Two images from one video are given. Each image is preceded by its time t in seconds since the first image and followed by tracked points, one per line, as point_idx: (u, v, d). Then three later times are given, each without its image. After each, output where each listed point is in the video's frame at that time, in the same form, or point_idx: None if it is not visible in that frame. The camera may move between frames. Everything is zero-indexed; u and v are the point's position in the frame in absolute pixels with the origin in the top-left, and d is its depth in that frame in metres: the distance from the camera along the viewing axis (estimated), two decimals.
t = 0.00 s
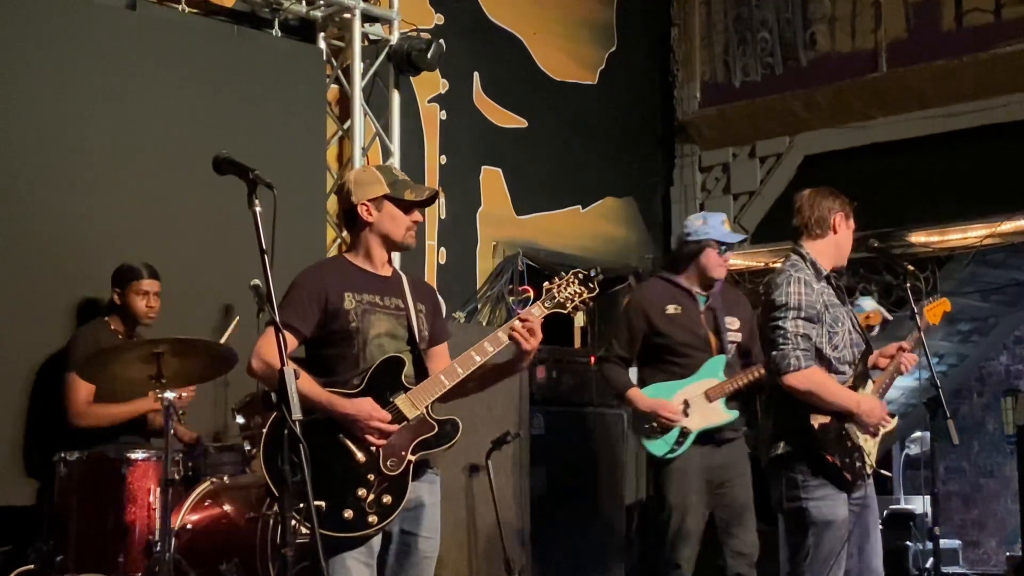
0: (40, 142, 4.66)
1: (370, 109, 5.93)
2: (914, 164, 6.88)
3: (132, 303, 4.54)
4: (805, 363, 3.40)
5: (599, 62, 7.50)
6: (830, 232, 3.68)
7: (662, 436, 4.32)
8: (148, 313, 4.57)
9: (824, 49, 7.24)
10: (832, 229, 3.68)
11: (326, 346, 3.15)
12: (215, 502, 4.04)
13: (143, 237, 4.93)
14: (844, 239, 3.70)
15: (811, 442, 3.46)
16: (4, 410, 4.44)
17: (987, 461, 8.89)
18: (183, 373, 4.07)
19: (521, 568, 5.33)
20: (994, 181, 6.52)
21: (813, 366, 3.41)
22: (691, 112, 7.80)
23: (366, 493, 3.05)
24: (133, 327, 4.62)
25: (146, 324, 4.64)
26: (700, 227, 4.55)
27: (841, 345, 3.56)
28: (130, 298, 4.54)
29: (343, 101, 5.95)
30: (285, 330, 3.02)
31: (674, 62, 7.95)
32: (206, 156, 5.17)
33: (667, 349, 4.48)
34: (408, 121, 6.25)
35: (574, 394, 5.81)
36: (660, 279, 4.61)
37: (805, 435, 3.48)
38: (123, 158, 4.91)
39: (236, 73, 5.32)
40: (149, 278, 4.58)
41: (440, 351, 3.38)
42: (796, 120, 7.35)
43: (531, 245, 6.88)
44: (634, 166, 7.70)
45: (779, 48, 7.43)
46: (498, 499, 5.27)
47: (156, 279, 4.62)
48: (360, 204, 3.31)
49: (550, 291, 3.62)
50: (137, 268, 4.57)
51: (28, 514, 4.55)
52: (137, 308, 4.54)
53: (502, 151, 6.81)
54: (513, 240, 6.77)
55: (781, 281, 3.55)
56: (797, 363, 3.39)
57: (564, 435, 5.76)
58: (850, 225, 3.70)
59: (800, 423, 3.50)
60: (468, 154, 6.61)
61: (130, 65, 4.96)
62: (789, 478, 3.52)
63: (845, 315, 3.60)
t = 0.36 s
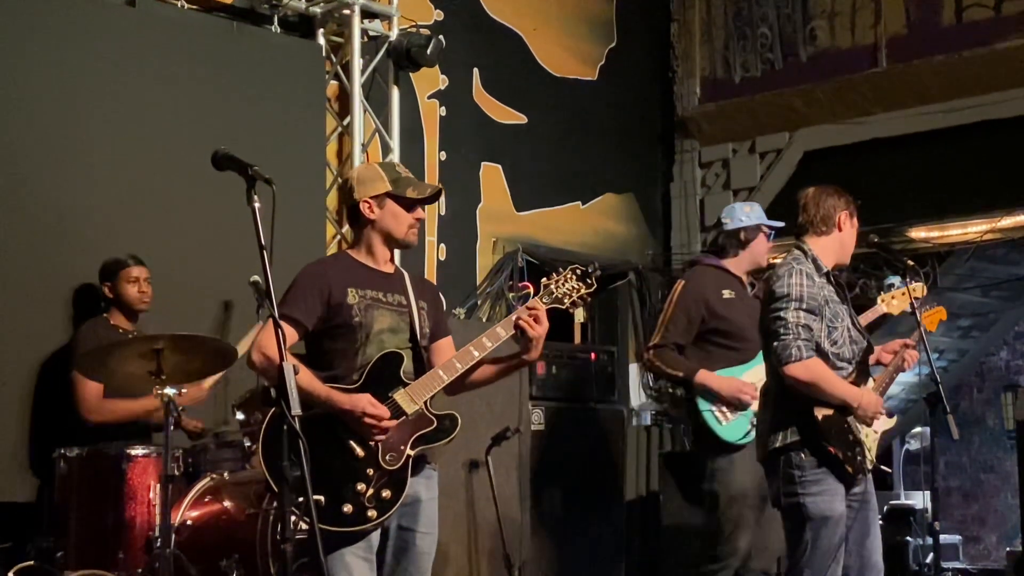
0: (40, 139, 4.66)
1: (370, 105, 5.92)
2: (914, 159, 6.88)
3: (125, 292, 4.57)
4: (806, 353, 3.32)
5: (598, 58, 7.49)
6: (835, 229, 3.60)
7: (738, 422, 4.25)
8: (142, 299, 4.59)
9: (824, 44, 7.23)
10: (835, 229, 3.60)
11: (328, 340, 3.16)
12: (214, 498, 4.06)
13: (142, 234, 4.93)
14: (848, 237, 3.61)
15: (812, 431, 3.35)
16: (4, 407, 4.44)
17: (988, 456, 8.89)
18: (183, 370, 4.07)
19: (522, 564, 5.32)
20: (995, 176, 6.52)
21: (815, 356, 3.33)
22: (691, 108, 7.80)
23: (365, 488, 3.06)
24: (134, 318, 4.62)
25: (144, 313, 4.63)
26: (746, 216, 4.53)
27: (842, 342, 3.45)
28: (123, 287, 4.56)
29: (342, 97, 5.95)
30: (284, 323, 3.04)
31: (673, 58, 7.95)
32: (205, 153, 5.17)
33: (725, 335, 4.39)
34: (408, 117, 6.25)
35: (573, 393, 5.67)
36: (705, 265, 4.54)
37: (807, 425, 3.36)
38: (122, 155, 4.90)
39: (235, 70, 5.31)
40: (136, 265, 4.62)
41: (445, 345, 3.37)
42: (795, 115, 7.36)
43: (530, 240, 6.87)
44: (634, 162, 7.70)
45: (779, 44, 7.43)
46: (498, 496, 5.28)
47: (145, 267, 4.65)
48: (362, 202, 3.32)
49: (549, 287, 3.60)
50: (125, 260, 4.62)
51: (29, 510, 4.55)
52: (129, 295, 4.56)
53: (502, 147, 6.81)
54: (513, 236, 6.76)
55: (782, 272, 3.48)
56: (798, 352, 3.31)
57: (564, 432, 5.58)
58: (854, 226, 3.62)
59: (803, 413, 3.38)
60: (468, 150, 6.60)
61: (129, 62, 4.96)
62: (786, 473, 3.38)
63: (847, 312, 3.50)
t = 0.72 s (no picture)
0: (39, 132, 4.66)
1: (370, 99, 5.92)
2: (913, 153, 6.88)
3: (125, 292, 4.52)
4: (834, 351, 3.21)
5: (597, 51, 7.49)
6: (830, 217, 3.54)
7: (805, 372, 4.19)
8: (140, 302, 4.56)
9: (824, 37, 7.23)
10: (830, 216, 3.54)
11: (327, 339, 3.12)
12: (215, 492, 4.06)
13: (142, 227, 4.93)
14: (855, 216, 3.51)
15: (811, 422, 3.30)
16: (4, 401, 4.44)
17: (987, 450, 8.90)
18: (184, 364, 4.07)
19: (523, 558, 5.27)
20: (994, 170, 6.53)
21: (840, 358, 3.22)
22: (691, 102, 7.80)
23: (365, 486, 3.02)
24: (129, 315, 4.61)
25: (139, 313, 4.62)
26: (766, 205, 4.56)
27: (853, 337, 3.38)
28: (124, 287, 4.51)
29: (341, 91, 5.94)
30: (286, 321, 3.00)
31: (673, 52, 7.95)
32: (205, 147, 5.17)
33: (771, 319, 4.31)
34: (407, 110, 6.25)
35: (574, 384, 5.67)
36: (730, 253, 4.38)
37: (807, 417, 3.31)
38: (122, 148, 4.90)
39: (234, 63, 5.31)
40: (143, 267, 4.57)
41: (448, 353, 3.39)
42: (793, 109, 7.36)
43: (530, 234, 6.86)
44: (634, 155, 7.70)
45: (778, 37, 7.42)
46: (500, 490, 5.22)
47: (149, 269, 4.61)
48: (361, 207, 3.23)
49: (563, 302, 3.61)
50: (133, 257, 4.55)
51: (29, 504, 4.56)
52: (129, 296, 4.52)
53: (501, 141, 6.81)
54: (512, 230, 6.76)
55: (796, 265, 3.38)
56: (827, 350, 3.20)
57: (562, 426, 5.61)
58: (860, 200, 3.53)
59: (802, 404, 3.34)
60: (467, 143, 6.60)
61: (130, 55, 4.96)
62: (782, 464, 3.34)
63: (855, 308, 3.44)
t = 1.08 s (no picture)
0: (39, 125, 4.65)
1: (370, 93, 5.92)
2: (914, 147, 6.88)
3: (133, 288, 4.53)
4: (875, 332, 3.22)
5: (597, 45, 7.49)
6: (813, 213, 3.49)
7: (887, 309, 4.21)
8: (148, 300, 4.55)
9: (824, 31, 7.22)
10: (812, 212, 3.49)
11: (324, 329, 2.88)
12: (216, 486, 4.07)
13: (142, 221, 4.93)
14: (837, 210, 3.45)
15: (833, 417, 3.25)
16: (5, 395, 4.43)
17: (987, 444, 8.91)
18: (184, 358, 4.07)
19: (524, 550, 5.29)
20: (997, 163, 6.53)
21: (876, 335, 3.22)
22: (691, 96, 7.79)
23: (370, 486, 2.83)
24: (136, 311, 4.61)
25: (147, 310, 4.61)
26: (766, 208, 4.62)
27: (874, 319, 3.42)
28: (132, 283, 4.52)
29: (342, 86, 5.94)
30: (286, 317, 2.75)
31: (673, 46, 7.94)
32: (205, 141, 5.16)
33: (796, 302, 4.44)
34: (409, 104, 6.25)
35: (575, 378, 5.66)
36: (739, 252, 4.41)
37: (826, 409, 3.27)
38: (122, 142, 4.90)
39: (235, 57, 5.30)
40: (151, 263, 4.55)
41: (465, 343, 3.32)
42: (793, 103, 7.36)
43: (530, 228, 6.86)
44: (633, 150, 7.70)
45: (779, 31, 7.42)
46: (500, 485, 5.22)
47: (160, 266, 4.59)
48: (358, 202, 2.95)
49: (565, 296, 3.60)
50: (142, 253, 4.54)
51: (30, 498, 4.55)
52: (138, 294, 4.53)
53: (502, 135, 6.81)
54: (512, 223, 6.76)
55: (809, 257, 3.36)
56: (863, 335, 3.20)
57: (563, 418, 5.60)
58: (845, 193, 3.45)
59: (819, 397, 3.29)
60: (468, 137, 6.60)
61: (130, 48, 4.95)
62: (792, 456, 3.29)
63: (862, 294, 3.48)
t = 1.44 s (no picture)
0: (38, 120, 4.65)
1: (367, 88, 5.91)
2: (912, 141, 6.89)
3: (127, 275, 4.54)
4: (750, 316, 3.25)
5: (596, 39, 7.49)
6: (823, 205, 3.48)
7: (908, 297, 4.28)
8: (144, 283, 4.56)
9: (822, 26, 7.23)
10: (822, 204, 3.48)
11: (318, 312, 2.87)
12: (214, 480, 4.07)
13: (141, 215, 4.92)
14: (847, 206, 3.44)
15: (823, 413, 3.23)
16: (4, 389, 4.43)
17: (984, 438, 8.93)
18: (183, 352, 4.07)
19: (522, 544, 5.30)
20: (995, 157, 6.53)
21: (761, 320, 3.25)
22: (689, 90, 7.81)
23: (353, 487, 2.82)
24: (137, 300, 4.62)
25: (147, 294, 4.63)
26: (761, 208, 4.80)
27: (843, 318, 3.31)
28: (126, 270, 4.53)
29: (340, 80, 5.94)
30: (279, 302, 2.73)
31: (671, 40, 7.94)
32: (203, 135, 5.16)
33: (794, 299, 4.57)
34: (408, 99, 6.24)
35: (573, 372, 5.67)
36: (739, 253, 4.51)
37: (814, 407, 3.24)
38: (121, 136, 4.89)
39: (232, 51, 5.30)
40: (142, 248, 4.58)
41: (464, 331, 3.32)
42: (792, 98, 7.37)
43: (528, 223, 6.85)
44: (631, 144, 7.70)
45: (777, 26, 7.42)
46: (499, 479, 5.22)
47: (150, 249, 4.62)
48: (370, 183, 2.91)
49: (562, 289, 3.60)
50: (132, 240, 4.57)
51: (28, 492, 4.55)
52: (134, 279, 4.54)
53: (500, 129, 6.81)
54: (509, 218, 6.75)
55: (778, 250, 3.39)
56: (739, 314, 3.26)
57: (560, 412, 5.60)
58: (856, 189, 3.44)
59: (811, 395, 3.26)
60: (466, 131, 6.60)
61: (128, 42, 4.95)
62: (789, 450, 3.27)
63: (850, 290, 3.36)
